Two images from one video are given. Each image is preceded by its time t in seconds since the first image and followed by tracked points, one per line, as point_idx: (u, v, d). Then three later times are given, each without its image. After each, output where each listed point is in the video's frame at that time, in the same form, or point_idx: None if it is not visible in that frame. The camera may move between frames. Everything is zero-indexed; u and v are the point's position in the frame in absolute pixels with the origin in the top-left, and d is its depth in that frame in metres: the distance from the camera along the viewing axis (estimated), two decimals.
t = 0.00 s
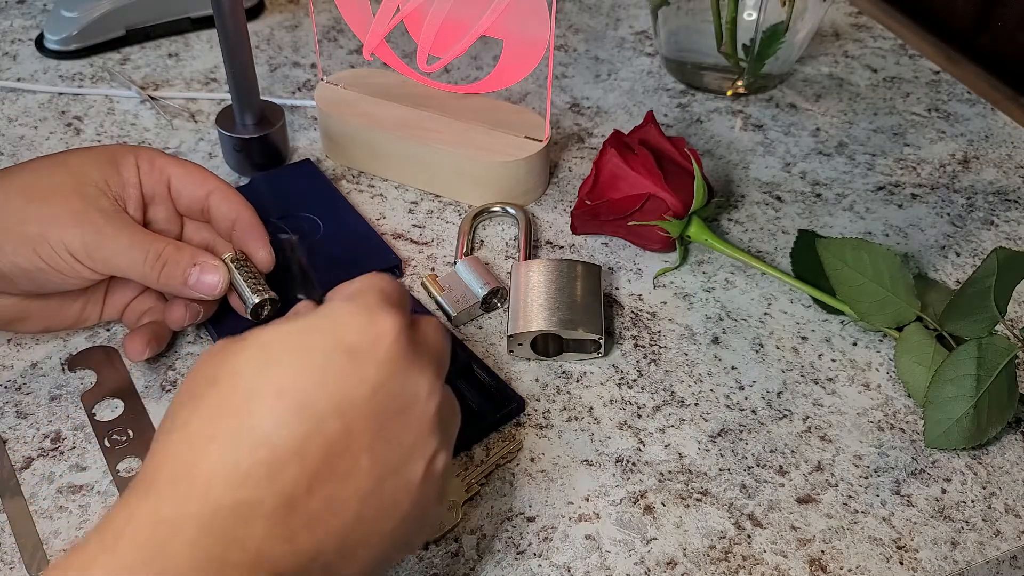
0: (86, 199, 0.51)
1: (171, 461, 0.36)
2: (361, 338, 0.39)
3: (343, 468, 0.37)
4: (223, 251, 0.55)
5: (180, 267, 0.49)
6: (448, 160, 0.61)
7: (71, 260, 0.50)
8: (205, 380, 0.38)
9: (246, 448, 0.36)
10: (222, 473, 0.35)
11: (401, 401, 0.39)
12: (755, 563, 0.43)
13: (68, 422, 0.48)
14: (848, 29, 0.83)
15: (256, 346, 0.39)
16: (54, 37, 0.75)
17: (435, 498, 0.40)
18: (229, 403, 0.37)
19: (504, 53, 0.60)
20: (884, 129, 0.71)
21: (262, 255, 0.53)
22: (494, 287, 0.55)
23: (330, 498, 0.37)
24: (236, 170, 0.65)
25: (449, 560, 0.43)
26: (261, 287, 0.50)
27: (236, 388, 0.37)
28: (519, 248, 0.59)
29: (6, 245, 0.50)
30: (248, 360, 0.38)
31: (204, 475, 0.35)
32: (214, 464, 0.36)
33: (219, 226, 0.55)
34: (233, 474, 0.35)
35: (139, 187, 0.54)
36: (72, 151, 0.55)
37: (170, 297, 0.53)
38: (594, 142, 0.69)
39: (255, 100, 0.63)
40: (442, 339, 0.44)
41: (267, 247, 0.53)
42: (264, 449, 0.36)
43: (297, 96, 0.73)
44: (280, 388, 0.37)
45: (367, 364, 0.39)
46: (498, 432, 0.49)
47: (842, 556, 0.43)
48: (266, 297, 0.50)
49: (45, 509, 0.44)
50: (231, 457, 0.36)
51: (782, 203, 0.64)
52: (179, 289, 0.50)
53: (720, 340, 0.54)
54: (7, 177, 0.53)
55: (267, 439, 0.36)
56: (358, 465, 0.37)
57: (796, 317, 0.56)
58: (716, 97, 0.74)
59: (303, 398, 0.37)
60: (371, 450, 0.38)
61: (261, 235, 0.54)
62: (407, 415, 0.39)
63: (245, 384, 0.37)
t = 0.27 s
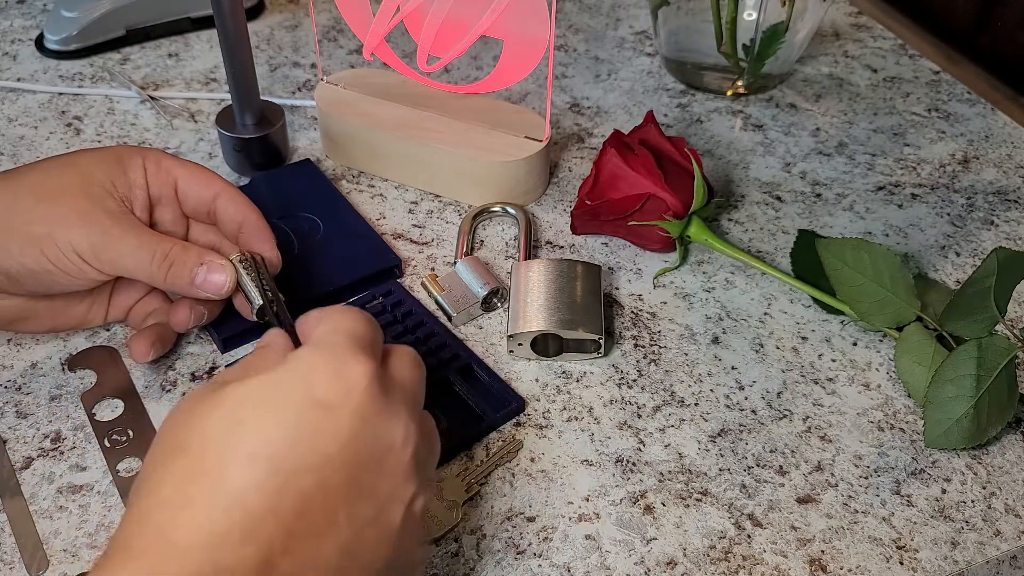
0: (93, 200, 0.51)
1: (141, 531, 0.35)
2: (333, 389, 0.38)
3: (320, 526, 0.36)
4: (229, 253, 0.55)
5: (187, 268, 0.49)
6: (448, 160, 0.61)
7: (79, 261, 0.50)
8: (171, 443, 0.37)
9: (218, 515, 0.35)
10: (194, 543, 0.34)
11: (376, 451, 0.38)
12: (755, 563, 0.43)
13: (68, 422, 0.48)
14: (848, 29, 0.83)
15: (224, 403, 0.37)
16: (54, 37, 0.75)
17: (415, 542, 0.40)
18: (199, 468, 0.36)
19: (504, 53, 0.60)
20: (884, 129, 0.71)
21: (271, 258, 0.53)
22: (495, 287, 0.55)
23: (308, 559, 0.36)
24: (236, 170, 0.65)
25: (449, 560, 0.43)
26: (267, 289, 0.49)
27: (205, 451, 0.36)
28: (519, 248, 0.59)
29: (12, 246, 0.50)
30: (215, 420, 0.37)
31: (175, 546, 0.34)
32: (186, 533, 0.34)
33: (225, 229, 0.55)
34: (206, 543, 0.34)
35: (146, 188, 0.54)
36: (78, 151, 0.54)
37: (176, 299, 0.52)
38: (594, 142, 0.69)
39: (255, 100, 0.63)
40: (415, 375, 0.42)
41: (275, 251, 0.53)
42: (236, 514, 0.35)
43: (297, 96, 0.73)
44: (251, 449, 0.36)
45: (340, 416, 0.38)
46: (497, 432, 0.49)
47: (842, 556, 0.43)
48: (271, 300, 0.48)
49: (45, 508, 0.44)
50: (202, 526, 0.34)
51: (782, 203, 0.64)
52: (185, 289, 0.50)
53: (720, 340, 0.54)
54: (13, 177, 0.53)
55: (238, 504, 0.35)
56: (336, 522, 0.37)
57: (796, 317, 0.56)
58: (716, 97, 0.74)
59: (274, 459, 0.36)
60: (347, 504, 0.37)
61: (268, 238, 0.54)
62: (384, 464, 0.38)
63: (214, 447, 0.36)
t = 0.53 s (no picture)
0: (94, 198, 0.51)
1: (135, 529, 0.35)
2: (319, 383, 0.38)
3: (309, 521, 0.36)
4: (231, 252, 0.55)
5: (187, 265, 0.49)
6: (448, 160, 0.61)
7: (79, 258, 0.50)
8: (162, 442, 0.37)
9: (208, 512, 0.35)
10: (186, 541, 0.35)
11: (365, 444, 0.38)
12: (755, 563, 0.43)
13: (68, 422, 0.48)
14: (849, 29, 0.83)
15: (212, 400, 0.37)
16: (54, 37, 0.75)
17: (409, 534, 0.39)
18: (188, 467, 0.36)
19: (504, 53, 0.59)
20: (884, 129, 0.71)
21: (271, 258, 0.53)
22: (494, 287, 0.55)
23: (299, 554, 0.36)
24: (236, 170, 0.65)
25: (449, 560, 0.43)
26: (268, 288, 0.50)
27: (193, 450, 0.36)
28: (519, 248, 0.59)
29: (12, 244, 0.50)
30: (204, 418, 0.37)
31: (167, 544, 0.35)
32: (177, 531, 0.35)
33: (226, 228, 0.55)
34: (197, 540, 0.35)
35: (147, 186, 0.54)
36: (79, 150, 0.54)
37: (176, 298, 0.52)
38: (594, 142, 0.69)
39: (255, 100, 0.63)
40: (405, 370, 0.42)
41: (277, 251, 0.53)
42: (225, 511, 0.35)
43: (297, 96, 0.73)
44: (239, 446, 0.36)
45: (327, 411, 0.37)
46: (497, 432, 0.49)
47: (842, 556, 0.43)
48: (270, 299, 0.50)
49: (45, 509, 0.44)
50: (192, 524, 0.35)
51: (782, 203, 0.64)
52: (186, 287, 0.50)
53: (720, 340, 0.54)
54: (14, 175, 0.53)
55: (227, 501, 0.35)
56: (325, 516, 0.36)
57: (796, 317, 0.56)
58: (716, 97, 0.74)
59: (261, 456, 0.36)
60: (337, 498, 0.37)
61: (269, 237, 0.53)
62: (373, 457, 0.38)
63: (203, 445, 0.36)
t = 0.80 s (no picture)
0: (95, 200, 0.51)
1: (138, 529, 0.36)
2: (319, 387, 0.37)
3: (308, 524, 0.36)
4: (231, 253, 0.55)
5: (187, 267, 0.49)
6: (448, 160, 0.61)
7: (79, 259, 0.50)
8: (165, 442, 0.37)
9: (208, 514, 0.35)
10: (187, 542, 0.35)
11: (364, 447, 0.38)
12: (755, 563, 0.43)
13: (68, 422, 0.48)
14: (848, 29, 0.83)
15: (214, 402, 0.37)
16: (54, 37, 0.75)
17: (410, 536, 0.39)
18: (189, 468, 0.36)
19: (504, 53, 0.59)
20: (884, 129, 0.71)
21: (271, 259, 0.53)
22: (494, 287, 0.55)
23: (298, 556, 0.36)
24: (236, 170, 0.65)
25: (449, 560, 0.43)
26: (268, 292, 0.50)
27: (194, 451, 0.36)
28: (519, 248, 0.59)
29: (13, 245, 0.50)
30: (205, 420, 0.37)
31: (168, 544, 0.35)
32: (178, 532, 0.35)
33: (226, 229, 0.55)
34: (198, 541, 0.35)
35: (148, 187, 0.54)
36: (79, 151, 0.54)
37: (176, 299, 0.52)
38: (594, 142, 0.69)
39: (255, 100, 0.63)
40: (407, 371, 0.42)
41: (277, 252, 0.53)
42: (226, 513, 0.35)
43: (297, 96, 0.73)
44: (238, 449, 0.36)
45: (327, 415, 0.37)
46: (497, 432, 0.49)
47: (842, 556, 0.43)
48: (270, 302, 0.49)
49: (46, 509, 0.44)
50: (192, 526, 0.35)
51: (782, 203, 0.64)
52: (186, 289, 0.50)
53: (720, 340, 0.54)
54: (15, 176, 0.53)
55: (227, 504, 0.35)
56: (324, 519, 0.36)
57: (796, 317, 0.56)
58: (716, 97, 0.74)
59: (261, 459, 0.36)
60: (336, 501, 0.37)
61: (269, 238, 0.53)
62: (373, 460, 0.38)
63: (204, 447, 0.36)
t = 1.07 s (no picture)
0: (96, 200, 0.51)
1: (137, 530, 0.36)
2: (318, 385, 0.38)
3: (309, 523, 0.36)
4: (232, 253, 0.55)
5: (188, 268, 0.49)
6: (448, 160, 0.61)
7: (79, 260, 0.50)
8: (164, 444, 0.38)
9: (209, 515, 0.35)
10: (187, 542, 0.35)
11: (364, 446, 0.38)
12: (755, 563, 0.43)
13: (68, 422, 0.48)
14: (848, 29, 0.83)
15: (213, 402, 0.37)
16: (54, 37, 0.75)
17: (412, 534, 0.39)
18: (189, 469, 0.36)
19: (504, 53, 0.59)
20: (884, 129, 0.71)
21: (271, 259, 0.52)
22: (494, 287, 0.55)
23: (299, 556, 0.36)
24: (236, 170, 0.65)
25: (449, 560, 0.43)
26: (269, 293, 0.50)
27: (194, 452, 0.36)
28: (519, 248, 0.59)
29: (14, 245, 0.50)
30: (205, 420, 0.37)
31: (168, 545, 0.35)
32: (178, 533, 0.35)
33: (228, 229, 0.55)
34: (198, 542, 0.35)
35: (149, 188, 0.54)
36: (80, 151, 0.54)
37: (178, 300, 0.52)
38: (594, 142, 0.69)
39: (254, 100, 0.63)
40: (405, 368, 0.42)
41: (277, 252, 0.53)
42: (226, 513, 0.35)
43: (297, 96, 0.73)
44: (238, 449, 0.36)
45: (326, 413, 0.37)
46: (497, 432, 0.49)
47: (842, 556, 0.43)
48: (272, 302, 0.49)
49: (46, 509, 0.44)
50: (192, 527, 0.35)
51: (782, 203, 0.64)
52: (187, 290, 0.50)
53: (720, 340, 0.54)
54: (16, 175, 0.53)
55: (227, 504, 0.35)
56: (325, 518, 0.36)
57: (796, 317, 0.56)
58: (716, 97, 0.74)
59: (261, 459, 0.36)
60: (337, 500, 0.37)
61: (270, 238, 0.53)
62: (373, 458, 0.38)
63: (203, 447, 0.36)
